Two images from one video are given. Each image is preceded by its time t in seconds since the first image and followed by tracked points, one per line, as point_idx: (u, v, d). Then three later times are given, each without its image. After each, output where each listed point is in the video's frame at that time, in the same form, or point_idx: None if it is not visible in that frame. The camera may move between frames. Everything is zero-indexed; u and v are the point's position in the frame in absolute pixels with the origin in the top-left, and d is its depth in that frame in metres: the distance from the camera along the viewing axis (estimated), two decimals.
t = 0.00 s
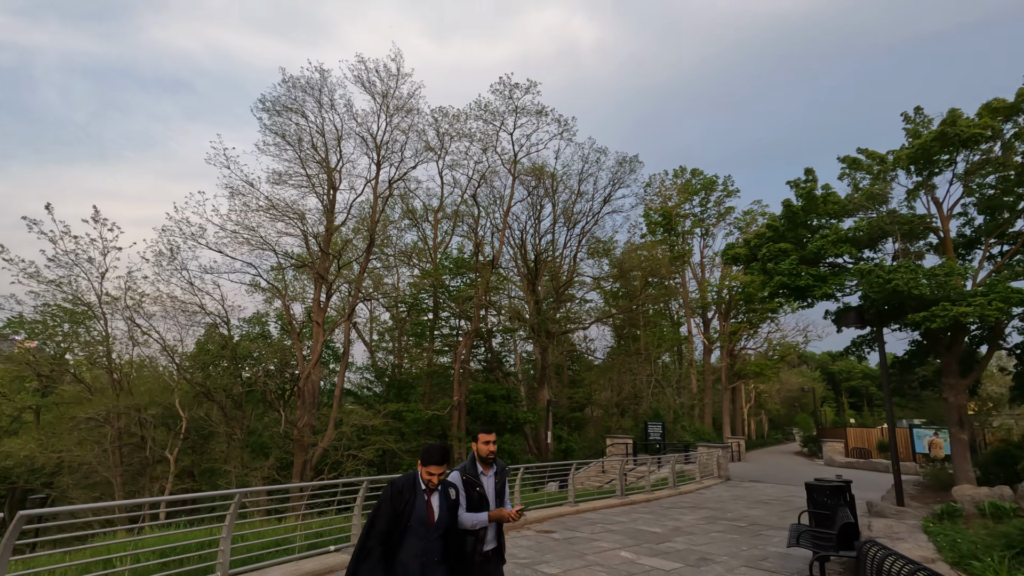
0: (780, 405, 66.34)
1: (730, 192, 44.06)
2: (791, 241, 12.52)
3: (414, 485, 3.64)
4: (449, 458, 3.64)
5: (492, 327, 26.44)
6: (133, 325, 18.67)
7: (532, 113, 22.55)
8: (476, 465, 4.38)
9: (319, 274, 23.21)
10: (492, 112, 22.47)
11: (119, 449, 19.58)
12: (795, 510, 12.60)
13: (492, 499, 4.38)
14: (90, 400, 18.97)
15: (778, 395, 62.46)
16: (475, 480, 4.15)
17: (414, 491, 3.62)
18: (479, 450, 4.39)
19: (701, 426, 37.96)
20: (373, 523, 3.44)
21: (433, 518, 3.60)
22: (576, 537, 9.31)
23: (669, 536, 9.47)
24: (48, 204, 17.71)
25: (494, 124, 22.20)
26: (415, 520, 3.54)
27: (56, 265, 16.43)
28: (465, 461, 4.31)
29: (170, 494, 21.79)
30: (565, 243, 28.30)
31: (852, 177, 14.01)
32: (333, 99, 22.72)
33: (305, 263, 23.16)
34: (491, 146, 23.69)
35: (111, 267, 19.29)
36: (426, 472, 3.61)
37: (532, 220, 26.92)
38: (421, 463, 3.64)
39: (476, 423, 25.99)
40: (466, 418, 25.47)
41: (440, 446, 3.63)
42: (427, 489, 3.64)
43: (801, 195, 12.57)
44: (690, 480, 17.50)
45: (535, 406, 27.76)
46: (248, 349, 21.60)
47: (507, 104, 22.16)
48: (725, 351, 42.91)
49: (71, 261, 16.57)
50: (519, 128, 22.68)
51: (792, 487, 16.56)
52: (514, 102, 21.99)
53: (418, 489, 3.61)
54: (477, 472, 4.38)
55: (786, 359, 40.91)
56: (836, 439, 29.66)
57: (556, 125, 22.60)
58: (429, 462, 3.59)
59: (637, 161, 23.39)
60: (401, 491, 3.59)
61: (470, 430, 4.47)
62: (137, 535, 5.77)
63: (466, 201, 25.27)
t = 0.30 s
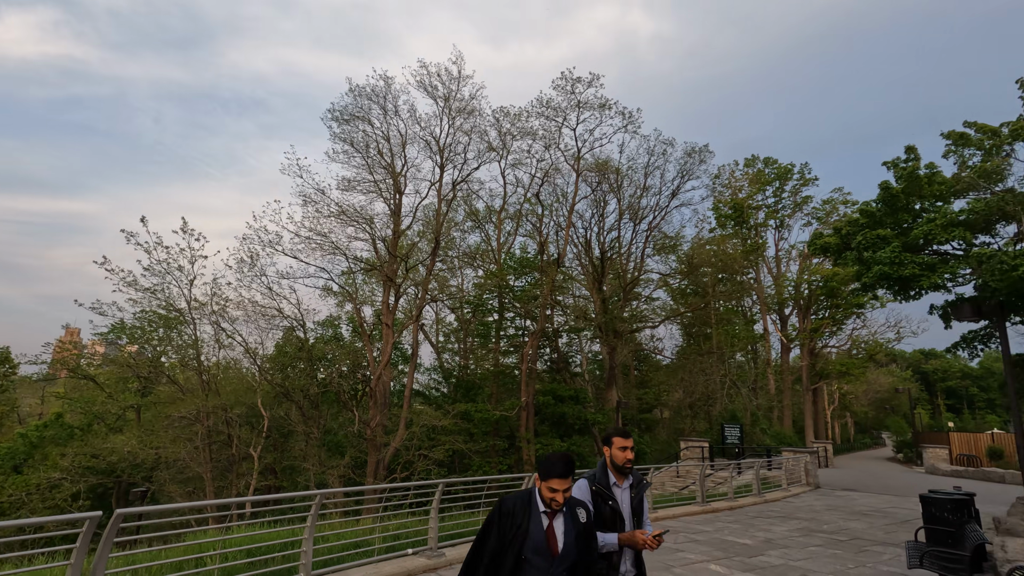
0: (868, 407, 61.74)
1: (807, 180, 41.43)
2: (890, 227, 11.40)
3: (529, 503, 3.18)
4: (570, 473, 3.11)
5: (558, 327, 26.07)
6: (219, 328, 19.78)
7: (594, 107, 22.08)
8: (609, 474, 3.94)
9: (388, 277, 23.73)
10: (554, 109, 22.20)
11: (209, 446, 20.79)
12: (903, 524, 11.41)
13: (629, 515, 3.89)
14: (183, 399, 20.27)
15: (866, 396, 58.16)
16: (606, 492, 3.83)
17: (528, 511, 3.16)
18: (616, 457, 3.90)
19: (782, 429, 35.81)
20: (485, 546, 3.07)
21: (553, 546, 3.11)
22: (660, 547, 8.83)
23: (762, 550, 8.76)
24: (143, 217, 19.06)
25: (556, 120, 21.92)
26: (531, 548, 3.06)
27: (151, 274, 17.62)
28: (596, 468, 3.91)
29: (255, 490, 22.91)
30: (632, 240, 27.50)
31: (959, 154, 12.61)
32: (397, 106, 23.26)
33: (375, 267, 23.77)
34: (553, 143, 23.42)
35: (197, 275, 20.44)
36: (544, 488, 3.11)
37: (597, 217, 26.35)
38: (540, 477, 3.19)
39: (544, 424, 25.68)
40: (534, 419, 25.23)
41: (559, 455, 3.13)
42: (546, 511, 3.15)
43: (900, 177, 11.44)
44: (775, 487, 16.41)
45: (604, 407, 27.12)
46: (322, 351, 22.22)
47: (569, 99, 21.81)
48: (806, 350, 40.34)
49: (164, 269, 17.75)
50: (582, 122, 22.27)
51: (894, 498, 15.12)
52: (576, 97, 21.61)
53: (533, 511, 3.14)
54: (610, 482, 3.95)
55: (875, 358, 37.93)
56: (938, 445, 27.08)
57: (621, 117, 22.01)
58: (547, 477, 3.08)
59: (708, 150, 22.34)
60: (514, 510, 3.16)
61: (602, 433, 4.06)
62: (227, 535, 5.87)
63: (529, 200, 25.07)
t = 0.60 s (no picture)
0: (890, 403, 60.47)
1: (828, 171, 40.54)
2: (928, 212, 10.88)
3: (638, 509, 2.54)
4: (688, 464, 2.54)
5: (576, 322, 25.70)
6: (235, 325, 19.69)
7: (612, 97, 21.68)
8: (717, 484, 3.56)
9: (403, 273, 23.54)
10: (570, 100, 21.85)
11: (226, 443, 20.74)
12: (943, 523, 10.91)
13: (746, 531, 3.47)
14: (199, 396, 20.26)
15: (888, 392, 56.98)
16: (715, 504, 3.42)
17: (638, 520, 2.51)
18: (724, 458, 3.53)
19: (805, 426, 35.09)
20: (588, 563, 2.41)
21: (677, 564, 2.45)
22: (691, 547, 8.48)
23: (798, 549, 8.35)
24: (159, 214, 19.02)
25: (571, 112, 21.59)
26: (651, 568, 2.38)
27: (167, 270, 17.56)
28: (702, 477, 3.56)
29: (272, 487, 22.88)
30: (649, 233, 27.01)
31: (999, 135, 12.03)
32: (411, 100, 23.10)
33: (390, 263, 23.59)
34: (569, 135, 23.07)
35: (213, 271, 19.81)
36: (657, 485, 2.52)
37: (614, 210, 25.92)
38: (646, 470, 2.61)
39: (562, 420, 25.32)
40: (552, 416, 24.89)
41: (671, 441, 2.57)
42: (661, 518, 2.51)
43: (939, 159, 10.92)
44: (804, 485, 15.92)
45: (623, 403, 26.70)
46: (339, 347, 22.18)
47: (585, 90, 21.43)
48: (828, 344, 39.48)
49: (180, 266, 17.69)
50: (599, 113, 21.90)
51: (929, 496, 14.57)
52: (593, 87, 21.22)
53: (645, 517, 2.50)
54: (720, 493, 3.54)
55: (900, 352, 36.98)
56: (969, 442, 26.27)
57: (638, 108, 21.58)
58: (661, 467, 2.51)
59: (728, 140, 21.80)
60: (619, 520, 2.51)
61: (705, 434, 3.70)
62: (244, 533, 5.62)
63: (545, 193, 24.72)
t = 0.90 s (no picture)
0: (896, 403, 60.04)
1: (834, 168, 40.15)
2: (952, 204, 10.50)
3: None
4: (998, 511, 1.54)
5: (582, 320, 25.34)
6: (235, 324, 19.37)
7: (618, 92, 21.29)
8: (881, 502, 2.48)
9: (406, 271, 23.20)
10: (576, 95, 21.52)
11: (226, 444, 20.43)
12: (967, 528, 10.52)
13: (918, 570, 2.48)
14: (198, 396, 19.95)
15: (894, 391, 56.54)
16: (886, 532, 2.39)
17: None
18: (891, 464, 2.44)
19: (812, 425, 34.69)
20: None
21: None
22: (709, 552, 8.14)
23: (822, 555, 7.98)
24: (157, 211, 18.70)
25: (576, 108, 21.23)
26: None
27: (166, 268, 17.23)
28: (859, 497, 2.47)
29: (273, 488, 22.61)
30: (655, 231, 26.64)
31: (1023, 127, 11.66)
32: (414, 96, 22.79)
33: (393, 260, 23.25)
34: (575, 131, 22.70)
35: (212, 271, 19.41)
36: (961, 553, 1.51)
37: (620, 207, 25.55)
38: (920, 524, 1.58)
39: (567, 420, 25.00)
40: (557, 416, 24.56)
41: (961, 469, 1.59)
42: None
43: (963, 150, 10.55)
44: (818, 486, 15.56)
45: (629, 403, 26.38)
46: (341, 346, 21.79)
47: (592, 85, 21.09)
48: (834, 343, 39.08)
49: (178, 263, 17.38)
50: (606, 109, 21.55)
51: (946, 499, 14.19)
52: (600, 82, 20.88)
53: None
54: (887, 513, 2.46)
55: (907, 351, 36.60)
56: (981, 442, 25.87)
57: (646, 103, 21.23)
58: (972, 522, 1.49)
59: (736, 135, 21.40)
60: None
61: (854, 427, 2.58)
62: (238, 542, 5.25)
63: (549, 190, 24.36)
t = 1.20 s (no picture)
0: (896, 401, 59.86)
1: (835, 165, 39.89)
2: (967, 194, 10.17)
3: None
4: None
5: (582, 317, 25.03)
6: (229, 319, 18.99)
7: (620, 85, 20.97)
8: None
9: (404, 267, 22.82)
10: (576, 87, 21.20)
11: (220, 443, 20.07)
12: (982, 528, 10.19)
13: None
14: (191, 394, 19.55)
15: (894, 390, 56.30)
16: None
17: None
18: None
19: (814, 424, 34.44)
20: None
21: None
22: (719, 553, 7.80)
23: (838, 557, 7.63)
24: (149, 204, 18.35)
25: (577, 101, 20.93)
26: None
27: (158, 262, 16.84)
28: None
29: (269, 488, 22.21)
30: (656, 227, 26.33)
31: None
32: (412, 89, 22.47)
33: (391, 256, 22.87)
34: (575, 125, 22.38)
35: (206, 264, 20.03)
36: None
37: (621, 202, 25.22)
38: None
39: (567, 419, 24.68)
40: (557, 414, 24.23)
41: None
42: None
43: (978, 138, 10.24)
44: (825, 485, 15.24)
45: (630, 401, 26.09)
46: (337, 343, 21.40)
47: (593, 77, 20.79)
48: (835, 341, 38.82)
49: (171, 258, 17.00)
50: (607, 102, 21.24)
51: (956, 498, 13.88)
52: (601, 74, 20.56)
53: None
54: None
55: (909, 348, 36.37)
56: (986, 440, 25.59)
57: (647, 95, 20.94)
58: None
59: (738, 128, 21.11)
60: None
61: None
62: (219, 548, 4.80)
63: (549, 185, 24.04)
